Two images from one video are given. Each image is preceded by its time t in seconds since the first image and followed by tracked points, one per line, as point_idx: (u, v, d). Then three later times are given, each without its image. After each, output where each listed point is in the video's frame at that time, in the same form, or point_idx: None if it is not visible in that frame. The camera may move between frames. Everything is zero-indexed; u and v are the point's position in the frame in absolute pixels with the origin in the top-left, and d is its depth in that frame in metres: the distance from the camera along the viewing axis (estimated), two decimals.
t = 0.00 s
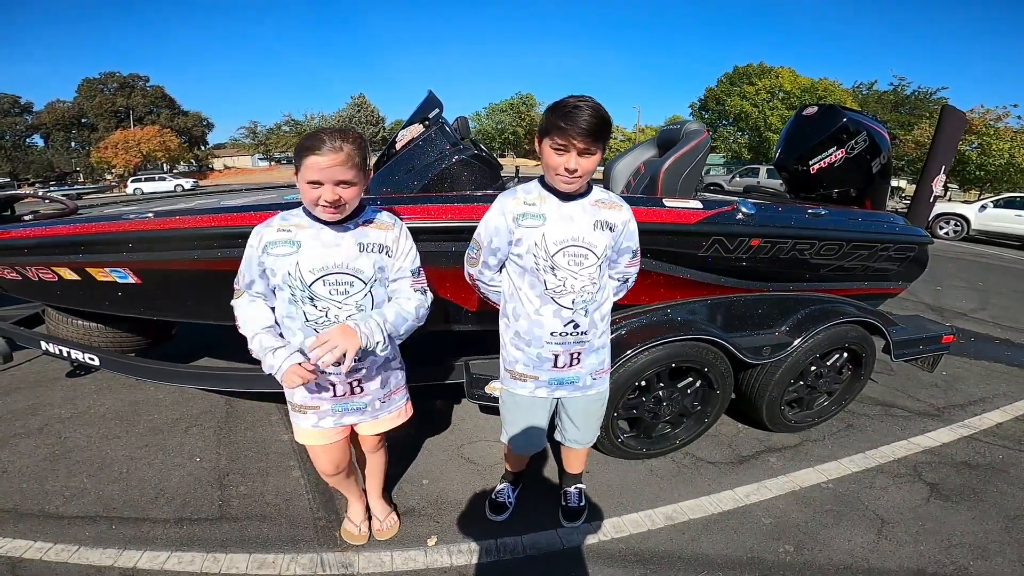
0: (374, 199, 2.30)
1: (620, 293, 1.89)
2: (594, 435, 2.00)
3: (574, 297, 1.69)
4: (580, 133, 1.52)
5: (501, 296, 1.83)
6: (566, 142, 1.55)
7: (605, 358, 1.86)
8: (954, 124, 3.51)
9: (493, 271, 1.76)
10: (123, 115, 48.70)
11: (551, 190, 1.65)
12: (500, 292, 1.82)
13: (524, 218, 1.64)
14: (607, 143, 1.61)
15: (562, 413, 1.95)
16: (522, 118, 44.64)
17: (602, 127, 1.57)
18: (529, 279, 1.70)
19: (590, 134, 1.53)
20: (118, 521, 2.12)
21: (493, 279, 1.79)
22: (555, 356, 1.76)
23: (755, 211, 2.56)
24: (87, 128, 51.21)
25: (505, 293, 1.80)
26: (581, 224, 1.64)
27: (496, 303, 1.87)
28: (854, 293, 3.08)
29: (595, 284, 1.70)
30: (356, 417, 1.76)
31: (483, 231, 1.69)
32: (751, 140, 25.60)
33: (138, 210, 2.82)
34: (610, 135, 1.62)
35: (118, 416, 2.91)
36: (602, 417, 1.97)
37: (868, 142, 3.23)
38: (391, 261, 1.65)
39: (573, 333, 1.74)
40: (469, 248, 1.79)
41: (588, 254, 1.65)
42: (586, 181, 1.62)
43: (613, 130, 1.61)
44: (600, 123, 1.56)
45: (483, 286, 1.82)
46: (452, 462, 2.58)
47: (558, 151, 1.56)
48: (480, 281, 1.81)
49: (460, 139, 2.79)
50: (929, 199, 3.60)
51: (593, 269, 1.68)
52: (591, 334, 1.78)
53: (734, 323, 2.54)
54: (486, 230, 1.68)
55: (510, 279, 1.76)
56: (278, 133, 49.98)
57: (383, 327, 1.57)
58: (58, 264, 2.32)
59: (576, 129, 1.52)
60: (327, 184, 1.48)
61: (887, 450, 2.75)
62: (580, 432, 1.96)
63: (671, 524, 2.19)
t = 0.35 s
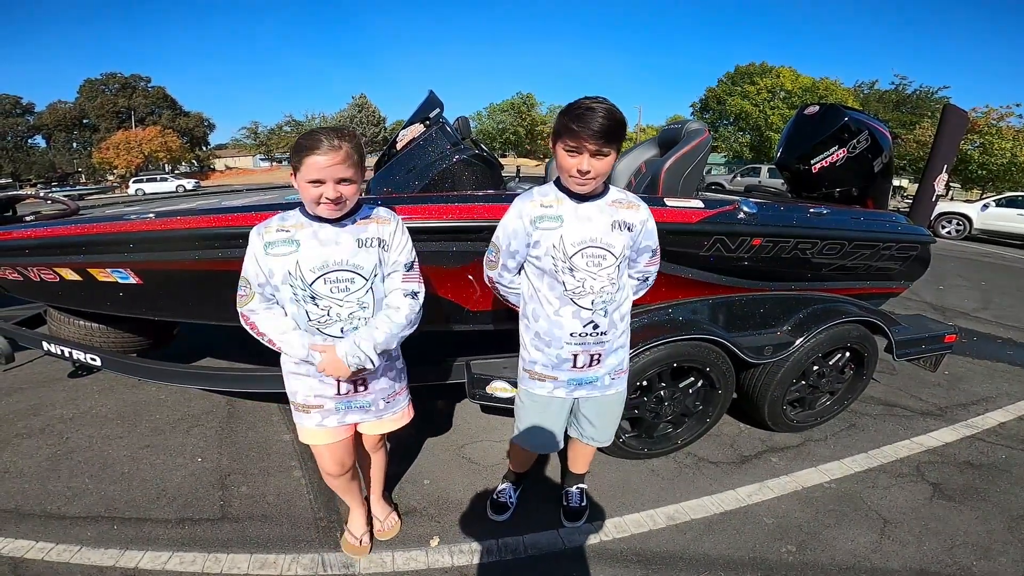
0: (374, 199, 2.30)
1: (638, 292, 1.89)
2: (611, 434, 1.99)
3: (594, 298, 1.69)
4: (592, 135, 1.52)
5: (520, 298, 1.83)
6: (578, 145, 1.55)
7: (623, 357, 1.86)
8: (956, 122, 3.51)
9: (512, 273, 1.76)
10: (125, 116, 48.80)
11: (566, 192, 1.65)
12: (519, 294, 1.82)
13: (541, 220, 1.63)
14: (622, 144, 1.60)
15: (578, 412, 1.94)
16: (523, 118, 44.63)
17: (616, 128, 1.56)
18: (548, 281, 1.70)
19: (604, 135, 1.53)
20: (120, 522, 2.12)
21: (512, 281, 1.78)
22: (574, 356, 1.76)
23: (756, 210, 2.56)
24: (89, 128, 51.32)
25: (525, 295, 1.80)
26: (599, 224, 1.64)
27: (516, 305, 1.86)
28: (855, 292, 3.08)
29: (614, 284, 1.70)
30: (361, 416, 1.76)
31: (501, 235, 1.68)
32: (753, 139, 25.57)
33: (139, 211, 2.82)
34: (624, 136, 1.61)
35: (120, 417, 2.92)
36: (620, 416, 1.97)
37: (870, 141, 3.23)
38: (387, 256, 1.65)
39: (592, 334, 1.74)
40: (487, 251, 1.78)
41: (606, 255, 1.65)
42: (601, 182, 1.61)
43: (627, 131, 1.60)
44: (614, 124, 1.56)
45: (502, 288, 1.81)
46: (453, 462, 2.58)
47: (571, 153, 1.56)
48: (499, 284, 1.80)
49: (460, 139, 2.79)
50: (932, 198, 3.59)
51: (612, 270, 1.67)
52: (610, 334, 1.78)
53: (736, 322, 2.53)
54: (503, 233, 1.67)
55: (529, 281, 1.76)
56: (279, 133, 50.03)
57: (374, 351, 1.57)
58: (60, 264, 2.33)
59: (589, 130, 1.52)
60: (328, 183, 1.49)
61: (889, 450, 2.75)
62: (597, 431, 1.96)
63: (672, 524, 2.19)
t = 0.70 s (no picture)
0: (374, 199, 2.30)
1: (649, 295, 1.88)
2: (616, 435, 1.99)
3: (602, 299, 1.68)
4: (598, 136, 1.52)
5: (531, 297, 1.84)
6: (586, 146, 1.55)
7: (631, 360, 1.85)
8: (957, 122, 3.50)
9: (522, 273, 1.77)
10: (126, 116, 48.86)
11: (576, 193, 1.65)
12: (529, 293, 1.83)
13: (550, 220, 1.63)
14: (631, 144, 1.59)
15: (583, 413, 1.94)
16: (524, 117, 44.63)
17: (625, 129, 1.55)
18: (556, 281, 1.70)
19: (611, 135, 1.53)
20: (119, 522, 2.12)
21: (522, 280, 1.79)
22: (581, 357, 1.76)
23: (757, 210, 2.55)
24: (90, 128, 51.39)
25: (534, 294, 1.81)
26: (609, 225, 1.63)
27: (526, 304, 1.87)
28: (856, 293, 3.07)
29: (622, 286, 1.69)
30: (362, 417, 1.76)
31: (511, 234, 1.69)
32: (754, 139, 25.55)
33: (139, 211, 2.82)
34: (632, 137, 1.60)
35: (120, 416, 2.92)
36: (625, 418, 1.96)
37: (870, 141, 3.22)
38: (389, 257, 1.65)
39: (600, 335, 1.74)
40: (498, 251, 1.80)
41: (615, 256, 1.64)
42: (609, 182, 1.60)
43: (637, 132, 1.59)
44: (623, 124, 1.55)
45: (512, 288, 1.82)
46: (453, 462, 2.58)
47: (578, 154, 1.56)
48: (509, 283, 1.81)
49: (460, 139, 2.78)
50: (933, 198, 3.58)
51: (621, 271, 1.67)
52: (618, 336, 1.77)
53: (736, 322, 2.53)
54: (514, 233, 1.69)
55: (539, 280, 1.77)
56: (280, 133, 50.06)
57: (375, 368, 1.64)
58: (60, 265, 2.33)
59: (596, 131, 1.52)
60: (337, 184, 1.48)
61: (890, 450, 2.74)
62: (600, 431, 1.95)
63: (672, 525, 2.19)
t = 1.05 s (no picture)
0: (375, 199, 2.30)
1: (652, 295, 1.88)
2: (617, 435, 1.99)
3: (602, 299, 1.68)
4: (602, 136, 1.52)
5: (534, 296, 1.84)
6: (589, 146, 1.55)
7: (632, 359, 1.85)
8: (958, 122, 3.50)
9: (525, 271, 1.77)
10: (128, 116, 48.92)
11: (580, 193, 1.65)
12: (532, 292, 1.83)
13: (553, 220, 1.64)
14: (635, 144, 1.59)
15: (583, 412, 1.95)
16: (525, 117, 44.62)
17: (628, 128, 1.55)
18: (558, 281, 1.71)
19: (615, 135, 1.53)
20: (120, 521, 2.13)
21: (525, 279, 1.80)
22: (581, 356, 1.76)
23: (758, 210, 2.55)
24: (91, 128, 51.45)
25: (537, 293, 1.81)
26: (611, 225, 1.63)
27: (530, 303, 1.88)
28: (858, 292, 3.07)
29: (623, 286, 1.69)
30: (363, 416, 1.77)
31: (515, 233, 1.70)
32: (755, 139, 25.54)
33: (141, 211, 2.82)
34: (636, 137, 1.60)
35: (121, 416, 2.92)
36: (625, 417, 1.96)
37: (872, 141, 3.22)
38: (391, 257, 1.65)
39: (600, 334, 1.74)
40: (503, 249, 1.80)
41: (616, 257, 1.64)
42: (614, 182, 1.60)
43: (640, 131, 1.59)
44: (626, 124, 1.55)
45: (516, 286, 1.83)
46: (454, 462, 2.58)
47: (581, 154, 1.56)
48: (513, 281, 1.82)
49: (461, 139, 2.78)
50: (934, 198, 3.58)
51: (622, 271, 1.67)
52: (619, 336, 1.77)
53: (738, 322, 2.53)
54: (517, 232, 1.69)
55: (542, 279, 1.77)
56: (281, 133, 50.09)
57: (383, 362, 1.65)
58: (62, 264, 2.33)
59: (598, 131, 1.52)
60: (340, 185, 1.48)
61: (891, 450, 2.74)
62: (601, 430, 1.95)
63: (673, 525, 2.18)
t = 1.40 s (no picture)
0: (376, 199, 2.32)
1: (643, 293, 1.91)
2: (611, 430, 2.01)
3: (593, 297, 1.71)
4: (592, 137, 1.54)
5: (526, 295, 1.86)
6: (579, 146, 1.56)
7: (624, 356, 1.87)
8: (958, 123, 3.51)
9: (517, 271, 1.79)
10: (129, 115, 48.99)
11: (570, 193, 1.67)
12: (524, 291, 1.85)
13: (544, 220, 1.66)
14: (625, 143, 1.61)
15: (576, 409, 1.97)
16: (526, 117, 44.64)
17: (617, 128, 1.57)
18: (549, 279, 1.72)
19: (604, 135, 1.54)
20: (124, 518, 2.15)
21: (517, 278, 1.82)
22: (573, 352, 1.79)
23: (757, 210, 2.56)
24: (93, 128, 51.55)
25: (529, 291, 1.83)
26: (601, 224, 1.65)
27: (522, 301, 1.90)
28: (857, 292, 3.08)
29: (614, 284, 1.71)
30: (365, 412, 1.79)
31: (507, 233, 1.72)
32: (757, 139, 25.54)
33: (145, 210, 2.85)
34: (626, 136, 1.62)
35: (125, 414, 2.95)
36: (618, 413, 1.98)
37: (872, 141, 3.23)
38: (396, 256, 1.68)
39: (591, 331, 1.76)
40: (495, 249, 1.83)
41: (607, 255, 1.67)
42: (603, 182, 1.62)
43: (630, 131, 1.61)
44: (615, 124, 1.57)
45: (509, 286, 1.85)
46: (455, 460, 2.60)
47: (572, 154, 1.58)
48: (505, 281, 1.84)
49: (462, 139, 2.80)
50: (934, 198, 3.59)
51: (612, 269, 1.69)
52: (610, 333, 1.80)
53: (737, 322, 2.54)
54: (509, 231, 1.71)
55: (534, 278, 1.79)
56: (282, 133, 50.15)
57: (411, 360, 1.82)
58: (67, 263, 2.35)
59: (589, 132, 1.54)
60: (343, 183, 1.51)
61: (889, 450, 2.75)
62: (594, 427, 1.98)
63: (672, 522, 2.21)
